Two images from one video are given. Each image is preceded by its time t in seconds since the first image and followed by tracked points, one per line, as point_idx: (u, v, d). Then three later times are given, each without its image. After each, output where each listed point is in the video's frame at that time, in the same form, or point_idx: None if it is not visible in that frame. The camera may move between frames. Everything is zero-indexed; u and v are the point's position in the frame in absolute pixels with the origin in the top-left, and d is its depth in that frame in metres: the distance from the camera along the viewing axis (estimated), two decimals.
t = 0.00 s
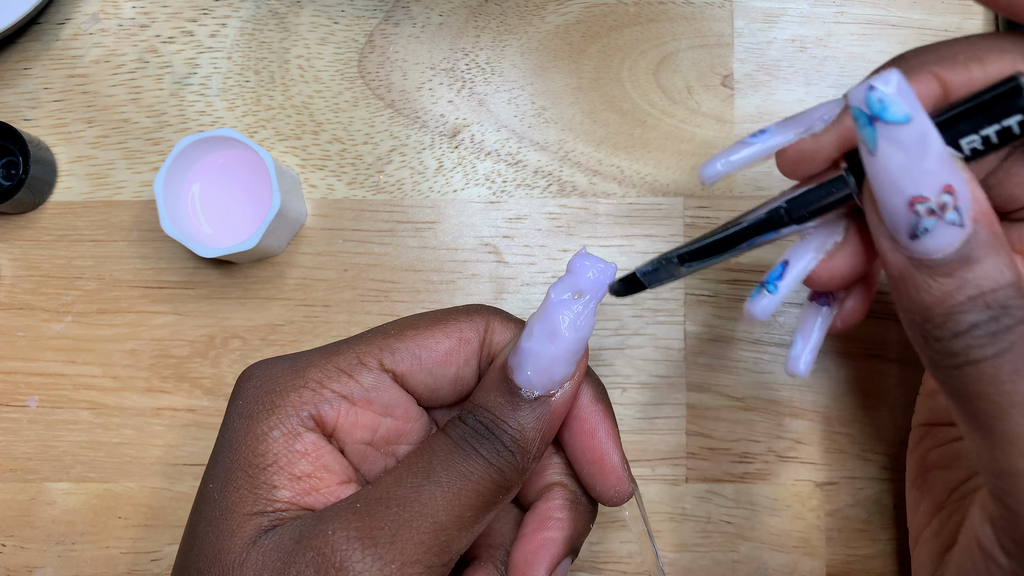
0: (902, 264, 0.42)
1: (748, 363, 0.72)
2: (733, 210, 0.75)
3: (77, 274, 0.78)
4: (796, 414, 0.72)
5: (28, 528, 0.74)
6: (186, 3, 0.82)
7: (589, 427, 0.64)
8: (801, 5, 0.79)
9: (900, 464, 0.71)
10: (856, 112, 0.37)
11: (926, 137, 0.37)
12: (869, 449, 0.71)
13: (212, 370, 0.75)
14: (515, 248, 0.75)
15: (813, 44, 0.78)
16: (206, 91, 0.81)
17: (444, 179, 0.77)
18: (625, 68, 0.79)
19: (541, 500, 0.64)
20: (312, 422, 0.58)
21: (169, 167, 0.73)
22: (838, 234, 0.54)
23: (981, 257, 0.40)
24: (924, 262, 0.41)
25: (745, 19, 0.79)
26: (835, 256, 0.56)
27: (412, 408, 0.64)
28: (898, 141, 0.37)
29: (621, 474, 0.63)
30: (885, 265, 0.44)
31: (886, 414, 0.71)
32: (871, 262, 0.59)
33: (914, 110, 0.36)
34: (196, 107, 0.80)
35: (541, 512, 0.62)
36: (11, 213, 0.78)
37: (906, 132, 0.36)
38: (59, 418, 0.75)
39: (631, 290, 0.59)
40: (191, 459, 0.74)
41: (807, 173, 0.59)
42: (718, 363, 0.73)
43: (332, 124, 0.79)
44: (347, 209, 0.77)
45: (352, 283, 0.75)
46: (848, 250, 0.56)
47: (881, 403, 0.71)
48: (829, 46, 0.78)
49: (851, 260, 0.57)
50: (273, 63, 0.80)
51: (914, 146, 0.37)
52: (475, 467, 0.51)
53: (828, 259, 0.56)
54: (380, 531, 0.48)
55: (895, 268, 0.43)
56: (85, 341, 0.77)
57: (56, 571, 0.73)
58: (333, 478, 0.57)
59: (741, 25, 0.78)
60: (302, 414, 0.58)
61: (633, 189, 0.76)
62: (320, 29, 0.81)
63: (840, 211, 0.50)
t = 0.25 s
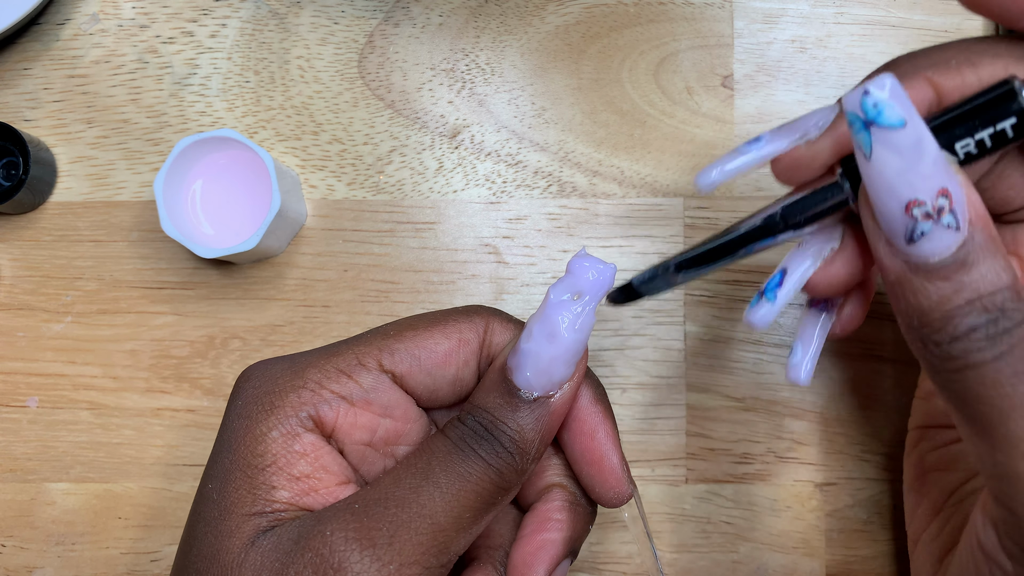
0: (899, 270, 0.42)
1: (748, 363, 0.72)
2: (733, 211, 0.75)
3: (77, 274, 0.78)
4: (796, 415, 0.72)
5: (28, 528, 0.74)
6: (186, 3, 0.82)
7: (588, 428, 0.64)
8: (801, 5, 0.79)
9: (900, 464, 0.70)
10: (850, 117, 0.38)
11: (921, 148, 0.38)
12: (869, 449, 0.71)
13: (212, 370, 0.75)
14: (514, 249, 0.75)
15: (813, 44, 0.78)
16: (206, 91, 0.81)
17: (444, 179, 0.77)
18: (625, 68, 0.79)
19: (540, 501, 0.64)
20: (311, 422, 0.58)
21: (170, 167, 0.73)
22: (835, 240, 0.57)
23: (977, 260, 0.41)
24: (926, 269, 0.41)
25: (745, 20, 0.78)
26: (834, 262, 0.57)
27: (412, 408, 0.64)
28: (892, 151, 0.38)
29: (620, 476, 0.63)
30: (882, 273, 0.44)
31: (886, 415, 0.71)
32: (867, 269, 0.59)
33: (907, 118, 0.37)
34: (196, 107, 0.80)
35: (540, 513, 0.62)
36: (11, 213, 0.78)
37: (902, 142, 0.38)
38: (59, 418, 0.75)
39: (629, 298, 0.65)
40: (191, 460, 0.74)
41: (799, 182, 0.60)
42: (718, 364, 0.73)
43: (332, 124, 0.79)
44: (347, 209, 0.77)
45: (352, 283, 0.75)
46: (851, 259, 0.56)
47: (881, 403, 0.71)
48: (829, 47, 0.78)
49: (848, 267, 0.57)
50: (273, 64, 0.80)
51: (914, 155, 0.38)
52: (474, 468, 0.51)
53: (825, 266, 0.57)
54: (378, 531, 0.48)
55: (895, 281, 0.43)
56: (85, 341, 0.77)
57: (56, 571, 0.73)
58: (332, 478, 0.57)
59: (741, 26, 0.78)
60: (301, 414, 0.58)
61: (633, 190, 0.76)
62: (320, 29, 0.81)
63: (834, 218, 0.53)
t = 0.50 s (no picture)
0: (917, 268, 0.41)
1: (748, 363, 0.72)
2: (733, 210, 0.75)
3: (77, 274, 0.78)
4: (796, 414, 0.72)
5: (28, 528, 0.74)
6: (186, 3, 0.82)
7: (588, 425, 0.64)
8: (801, 5, 0.79)
9: (900, 464, 0.70)
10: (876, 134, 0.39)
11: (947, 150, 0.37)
12: (869, 449, 0.71)
13: (212, 370, 0.75)
14: (515, 248, 0.75)
15: (813, 44, 0.78)
16: (205, 91, 0.81)
17: (444, 179, 0.77)
18: (625, 68, 0.79)
19: (540, 499, 0.64)
20: (311, 420, 0.58)
21: (170, 167, 0.73)
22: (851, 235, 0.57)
23: (999, 262, 0.39)
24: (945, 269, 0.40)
25: (745, 19, 0.78)
26: (849, 260, 0.58)
27: (411, 406, 0.64)
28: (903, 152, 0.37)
29: (620, 473, 0.63)
30: (900, 269, 0.43)
31: (886, 415, 0.71)
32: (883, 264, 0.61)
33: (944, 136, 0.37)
34: (196, 107, 0.80)
35: (540, 511, 0.62)
36: (11, 213, 0.78)
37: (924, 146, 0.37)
38: (59, 418, 0.75)
39: (641, 285, 0.66)
40: (191, 460, 0.74)
41: (819, 173, 0.58)
42: (718, 363, 0.73)
43: (332, 124, 0.79)
44: (347, 209, 0.77)
45: (352, 283, 0.75)
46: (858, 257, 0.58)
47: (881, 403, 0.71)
48: (829, 46, 0.78)
49: (863, 265, 0.59)
50: (273, 64, 0.80)
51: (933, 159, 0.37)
52: (473, 466, 0.51)
53: (842, 262, 0.58)
54: (378, 529, 0.48)
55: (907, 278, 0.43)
56: (85, 341, 0.77)
57: (56, 571, 0.73)
58: (331, 476, 0.57)
59: (740, 25, 0.78)
60: (301, 412, 0.57)
61: (633, 190, 0.76)
62: (320, 29, 0.81)
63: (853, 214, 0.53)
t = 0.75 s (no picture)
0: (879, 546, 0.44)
1: (748, 363, 0.72)
2: (733, 211, 0.75)
3: (77, 274, 0.78)
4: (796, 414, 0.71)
5: (28, 528, 0.74)
6: (186, 3, 0.82)
7: (584, 422, 0.63)
8: (801, 5, 0.79)
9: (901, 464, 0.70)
10: (799, 387, 0.48)
11: (878, 446, 0.43)
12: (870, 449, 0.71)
13: (212, 370, 0.75)
14: (515, 248, 0.75)
15: (814, 44, 0.78)
16: (206, 91, 0.81)
17: (444, 179, 0.77)
18: (625, 68, 0.79)
19: (536, 496, 0.64)
20: (309, 418, 0.58)
21: (170, 167, 0.73)
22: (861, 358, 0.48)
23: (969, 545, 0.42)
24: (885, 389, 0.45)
25: (745, 20, 0.79)
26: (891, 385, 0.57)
27: (409, 403, 0.64)
28: (850, 439, 0.45)
29: (617, 470, 0.63)
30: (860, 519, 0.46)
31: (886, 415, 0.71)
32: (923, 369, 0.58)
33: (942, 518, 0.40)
34: (196, 107, 0.80)
35: (536, 508, 0.62)
36: (11, 213, 0.78)
37: (851, 422, 0.44)
38: (60, 418, 0.76)
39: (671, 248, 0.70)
40: (191, 459, 0.74)
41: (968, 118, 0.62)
42: (718, 363, 0.73)
43: (332, 124, 0.79)
44: (347, 209, 0.77)
45: (352, 283, 0.75)
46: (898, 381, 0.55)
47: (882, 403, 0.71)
48: (829, 47, 0.78)
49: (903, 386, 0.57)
50: (273, 64, 0.80)
51: (859, 438, 0.44)
52: (470, 463, 0.51)
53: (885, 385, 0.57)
54: (376, 526, 0.48)
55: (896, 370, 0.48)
56: (85, 341, 0.77)
57: (57, 571, 0.73)
58: (329, 473, 0.57)
59: (741, 25, 0.78)
60: (299, 410, 0.57)
61: (633, 190, 0.76)
62: (320, 29, 0.81)
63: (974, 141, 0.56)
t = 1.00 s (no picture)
0: None
1: (748, 363, 0.72)
2: (732, 211, 0.75)
3: (78, 274, 0.78)
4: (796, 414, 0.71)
5: (28, 528, 0.74)
6: (186, 3, 0.82)
7: (584, 423, 0.64)
8: (801, 5, 0.79)
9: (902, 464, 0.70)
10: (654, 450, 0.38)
11: (707, 501, 0.35)
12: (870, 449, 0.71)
13: (212, 370, 0.75)
14: (515, 248, 0.75)
15: (813, 44, 0.78)
16: (206, 91, 0.81)
17: (444, 179, 0.77)
18: (625, 68, 0.79)
19: (537, 496, 0.64)
20: (310, 418, 0.58)
21: (170, 167, 0.73)
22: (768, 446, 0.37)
23: None
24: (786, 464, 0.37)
25: (745, 20, 0.79)
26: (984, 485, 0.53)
27: (410, 404, 0.64)
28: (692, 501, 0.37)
29: (617, 471, 0.63)
30: None
31: (886, 415, 0.71)
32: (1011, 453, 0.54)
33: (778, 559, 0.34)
34: (196, 107, 0.80)
35: (537, 509, 0.62)
36: (11, 213, 0.78)
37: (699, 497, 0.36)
38: (60, 418, 0.76)
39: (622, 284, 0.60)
40: (191, 460, 0.74)
41: None
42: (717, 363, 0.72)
43: (333, 124, 0.79)
44: (348, 209, 0.77)
45: (352, 284, 0.75)
46: None
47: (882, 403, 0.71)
48: (829, 47, 0.78)
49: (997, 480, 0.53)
50: (273, 64, 0.80)
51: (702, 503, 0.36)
52: (471, 463, 0.51)
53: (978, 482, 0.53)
54: (377, 527, 0.47)
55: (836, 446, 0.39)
56: (86, 341, 0.77)
57: (56, 571, 0.73)
58: (331, 474, 0.57)
59: (740, 26, 0.79)
60: (300, 410, 0.57)
61: (634, 190, 0.76)
62: (320, 29, 0.81)
63: None
